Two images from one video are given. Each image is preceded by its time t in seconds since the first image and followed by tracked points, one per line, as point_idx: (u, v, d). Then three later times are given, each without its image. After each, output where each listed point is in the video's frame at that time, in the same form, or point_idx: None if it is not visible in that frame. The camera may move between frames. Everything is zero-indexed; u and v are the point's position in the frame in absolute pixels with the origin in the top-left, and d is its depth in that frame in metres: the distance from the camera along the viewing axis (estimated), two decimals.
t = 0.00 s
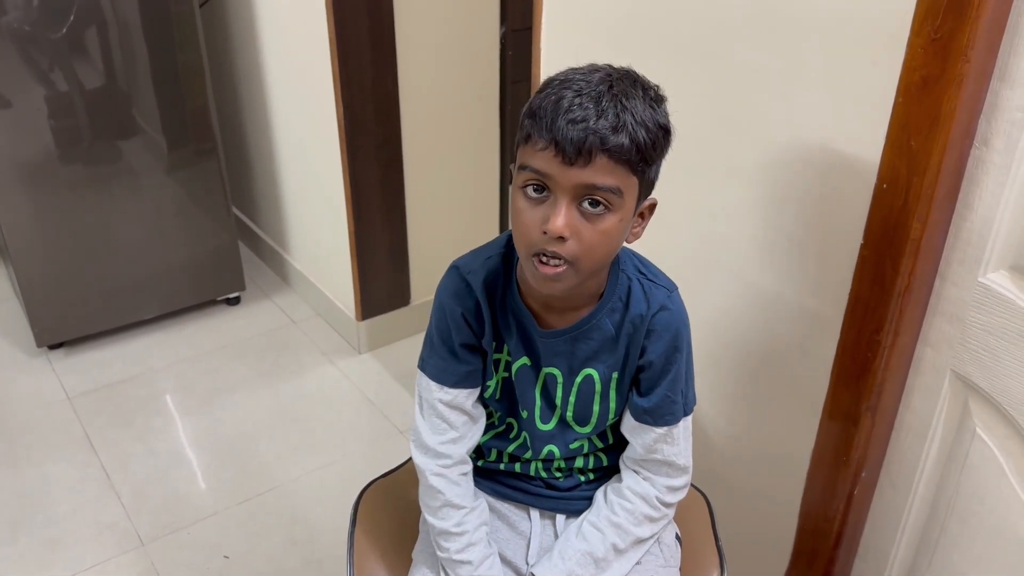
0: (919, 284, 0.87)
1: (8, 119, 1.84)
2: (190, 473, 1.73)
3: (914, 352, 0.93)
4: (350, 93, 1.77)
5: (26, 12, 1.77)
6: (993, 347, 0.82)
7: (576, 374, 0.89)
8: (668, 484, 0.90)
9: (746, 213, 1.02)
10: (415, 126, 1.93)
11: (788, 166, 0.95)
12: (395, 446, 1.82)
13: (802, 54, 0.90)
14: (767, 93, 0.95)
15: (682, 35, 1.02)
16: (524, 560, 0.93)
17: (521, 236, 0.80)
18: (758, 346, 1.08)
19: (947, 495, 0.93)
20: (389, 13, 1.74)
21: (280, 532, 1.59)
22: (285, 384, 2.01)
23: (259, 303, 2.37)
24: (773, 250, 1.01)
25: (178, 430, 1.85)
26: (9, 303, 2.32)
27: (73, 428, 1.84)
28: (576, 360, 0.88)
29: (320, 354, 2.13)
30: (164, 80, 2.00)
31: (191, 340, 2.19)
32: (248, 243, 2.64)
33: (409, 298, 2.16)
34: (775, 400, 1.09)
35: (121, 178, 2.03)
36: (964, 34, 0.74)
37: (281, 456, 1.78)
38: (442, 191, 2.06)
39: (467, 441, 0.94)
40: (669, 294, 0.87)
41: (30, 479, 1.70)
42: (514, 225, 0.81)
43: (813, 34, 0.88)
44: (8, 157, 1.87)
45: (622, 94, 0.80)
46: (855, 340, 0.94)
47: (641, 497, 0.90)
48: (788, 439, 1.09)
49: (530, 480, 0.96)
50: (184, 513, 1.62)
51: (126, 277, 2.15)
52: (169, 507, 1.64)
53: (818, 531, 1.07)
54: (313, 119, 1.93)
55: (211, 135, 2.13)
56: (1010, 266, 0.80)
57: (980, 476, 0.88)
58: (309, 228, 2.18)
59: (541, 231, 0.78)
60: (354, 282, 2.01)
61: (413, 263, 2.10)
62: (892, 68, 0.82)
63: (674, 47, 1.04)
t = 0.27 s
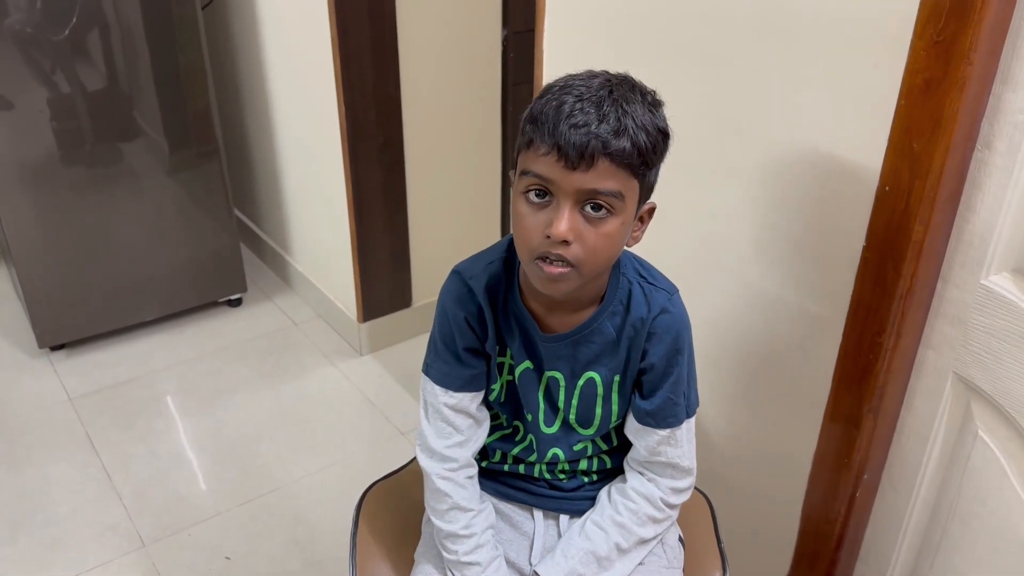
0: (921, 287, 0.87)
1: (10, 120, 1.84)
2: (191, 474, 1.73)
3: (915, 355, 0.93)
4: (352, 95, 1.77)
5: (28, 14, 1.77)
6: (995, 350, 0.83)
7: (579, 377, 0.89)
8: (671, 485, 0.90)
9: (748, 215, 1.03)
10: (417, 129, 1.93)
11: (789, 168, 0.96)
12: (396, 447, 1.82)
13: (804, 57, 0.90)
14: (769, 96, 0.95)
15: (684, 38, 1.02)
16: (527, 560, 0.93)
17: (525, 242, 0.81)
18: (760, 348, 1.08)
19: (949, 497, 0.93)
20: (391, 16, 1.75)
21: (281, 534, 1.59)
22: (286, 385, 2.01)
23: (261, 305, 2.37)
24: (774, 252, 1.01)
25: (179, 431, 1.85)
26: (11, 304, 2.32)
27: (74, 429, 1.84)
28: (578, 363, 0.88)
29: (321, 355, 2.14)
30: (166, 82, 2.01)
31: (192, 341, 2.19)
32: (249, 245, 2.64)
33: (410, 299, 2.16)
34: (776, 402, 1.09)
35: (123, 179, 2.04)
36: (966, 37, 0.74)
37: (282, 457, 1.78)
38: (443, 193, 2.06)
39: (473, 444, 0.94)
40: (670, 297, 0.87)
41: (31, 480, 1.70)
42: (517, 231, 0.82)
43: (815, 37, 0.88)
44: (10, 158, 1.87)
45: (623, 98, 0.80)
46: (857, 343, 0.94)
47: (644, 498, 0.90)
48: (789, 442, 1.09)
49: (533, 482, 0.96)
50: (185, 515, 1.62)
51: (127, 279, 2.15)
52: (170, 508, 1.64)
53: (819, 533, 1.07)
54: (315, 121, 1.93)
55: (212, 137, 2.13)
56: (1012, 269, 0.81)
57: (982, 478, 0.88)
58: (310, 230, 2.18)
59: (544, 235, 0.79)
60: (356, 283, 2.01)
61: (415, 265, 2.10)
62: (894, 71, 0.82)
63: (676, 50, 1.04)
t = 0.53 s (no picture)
0: (921, 288, 0.87)
1: (11, 121, 1.84)
2: (192, 474, 1.73)
3: (915, 356, 0.93)
4: (353, 96, 1.77)
5: (31, 15, 1.77)
6: (995, 351, 0.83)
7: (577, 376, 0.89)
8: (671, 485, 0.90)
9: (748, 217, 1.03)
10: (418, 130, 1.93)
11: (790, 170, 0.96)
12: (396, 448, 1.82)
13: (805, 60, 0.90)
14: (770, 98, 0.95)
15: (685, 40, 1.03)
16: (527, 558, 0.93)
17: (521, 245, 0.81)
18: (760, 349, 1.08)
19: (949, 497, 0.93)
20: (392, 17, 1.75)
21: (281, 534, 1.59)
22: (287, 386, 2.02)
23: (262, 306, 2.37)
24: (774, 253, 1.01)
25: (180, 431, 1.85)
26: (12, 304, 2.32)
27: (76, 429, 1.85)
28: (577, 363, 0.89)
29: (322, 356, 2.14)
30: (168, 83, 2.01)
31: (193, 342, 2.20)
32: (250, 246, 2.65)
33: (411, 300, 2.16)
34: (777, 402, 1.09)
35: (124, 180, 2.04)
36: (967, 39, 0.74)
37: (283, 458, 1.78)
38: (444, 194, 2.06)
39: (470, 442, 0.95)
40: (668, 296, 0.87)
41: (32, 480, 1.70)
42: (514, 234, 0.82)
43: (815, 38, 0.88)
44: (13, 159, 1.88)
45: (620, 100, 0.81)
46: (857, 344, 0.94)
47: (643, 497, 0.90)
48: (789, 442, 1.09)
49: (534, 481, 0.96)
50: (185, 515, 1.62)
51: (129, 279, 2.15)
52: (171, 508, 1.64)
53: (820, 534, 1.07)
54: (316, 122, 1.94)
55: (214, 138, 2.13)
56: (1012, 270, 0.81)
57: (981, 479, 0.88)
58: (311, 231, 2.18)
59: (541, 238, 0.79)
60: (357, 284, 2.02)
61: (416, 266, 2.10)
62: (894, 73, 0.82)
63: (677, 52, 1.04)
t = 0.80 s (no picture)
0: (921, 289, 0.87)
1: (12, 121, 1.84)
2: (192, 475, 1.73)
3: (915, 356, 0.93)
4: (354, 97, 1.77)
5: (32, 16, 1.78)
6: (995, 352, 0.83)
7: (575, 377, 0.89)
8: (671, 485, 0.90)
9: (748, 218, 1.03)
10: (418, 130, 1.93)
11: (789, 171, 0.96)
12: (397, 448, 1.82)
13: (804, 60, 0.90)
14: (770, 99, 0.95)
15: (686, 40, 1.02)
16: (526, 559, 0.93)
17: (520, 243, 0.81)
18: (760, 350, 1.08)
19: (949, 498, 0.93)
20: (393, 18, 1.75)
21: (281, 534, 1.59)
22: (288, 387, 2.02)
23: (263, 306, 2.37)
24: (774, 254, 1.01)
25: (181, 432, 1.85)
26: (13, 305, 2.32)
27: (76, 429, 1.85)
28: (575, 363, 0.89)
29: (322, 357, 2.14)
30: (169, 83, 2.01)
31: (194, 342, 2.20)
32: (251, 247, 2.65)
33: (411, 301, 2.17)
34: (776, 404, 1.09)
35: (125, 181, 2.04)
36: (967, 40, 0.74)
37: (283, 459, 1.78)
38: (444, 195, 2.06)
39: (468, 442, 0.95)
40: (665, 297, 0.87)
41: (33, 480, 1.70)
42: (513, 231, 0.82)
43: (815, 39, 0.88)
44: (14, 159, 1.88)
45: (618, 99, 0.81)
46: (857, 344, 0.94)
47: (643, 498, 0.90)
48: (789, 444, 1.09)
49: (532, 482, 0.96)
50: (186, 515, 1.62)
51: (130, 280, 2.15)
52: (171, 509, 1.64)
53: (820, 535, 1.07)
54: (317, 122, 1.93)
55: (214, 138, 2.14)
56: (1012, 271, 0.81)
57: (981, 480, 0.88)
58: (312, 231, 2.18)
59: (539, 236, 0.79)
60: (357, 284, 2.02)
61: (416, 267, 2.10)
62: (895, 74, 0.82)
63: (677, 54, 1.04)
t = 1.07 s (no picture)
0: (921, 291, 0.87)
1: (14, 122, 1.85)
2: (193, 476, 1.73)
3: (915, 359, 0.93)
4: (355, 98, 1.77)
5: (34, 16, 1.78)
6: (995, 354, 0.83)
7: (575, 381, 0.89)
8: (671, 490, 0.90)
9: (749, 221, 1.03)
10: (420, 131, 1.93)
11: (790, 174, 0.96)
12: (397, 449, 1.82)
13: (805, 63, 0.90)
14: (770, 102, 0.95)
15: (687, 42, 1.02)
16: (526, 562, 0.93)
17: (522, 237, 0.80)
18: (760, 353, 1.08)
19: (949, 501, 0.93)
20: (394, 19, 1.75)
21: (282, 535, 1.59)
22: (289, 388, 2.02)
23: (264, 307, 2.37)
24: (775, 256, 1.01)
25: (182, 432, 1.85)
26: (14, 305, 2.33)
27: (77, 430, 1.85)
28: (574, 366, 0.89)
29: (323, 357, 2.14)
30: (171, 84, 2.02)
31: (195, 343, 2.20)
32: (252, 248, 2.65)
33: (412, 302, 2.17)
34: (777, 406, 1.09)
35: (127, 181, 2.04)
36: (967, 43, 0.74)
37: (283, 460, 1.78)
38: (445, 196, 2.06)
39: (468, 445, 0.95)
40: (666, 301, 0.87)
41: (34, 481, 1.70)
42: (514, 226, 0.81)
43: (816, 41, 0.88)
44: (16, 160, 1.88)
45: (621, 97, 0.81)
46: (856, 347, 0.94)
47: (643, 502, 0.90)
48: (790, 446, 1.09)
49: (532, 486, 0.96)
50: (186, 516, 1.63)
51: (131, 280, 2.15)
52: (171, 510, 1.64)
53: (820, 538, 1.07)
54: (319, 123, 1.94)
55: (216, 139, 2.14)
56: (1012, 274, 0.81)
57: (981, 483, 0.88)
58: (313, 232, 2.19)
59: (541, 230, 0.79)
60: (358, 285, 2.02)
61: (417, 268, 2.11)
62: (895, 77, 0.82)
63: (678, 56, 1.04)
